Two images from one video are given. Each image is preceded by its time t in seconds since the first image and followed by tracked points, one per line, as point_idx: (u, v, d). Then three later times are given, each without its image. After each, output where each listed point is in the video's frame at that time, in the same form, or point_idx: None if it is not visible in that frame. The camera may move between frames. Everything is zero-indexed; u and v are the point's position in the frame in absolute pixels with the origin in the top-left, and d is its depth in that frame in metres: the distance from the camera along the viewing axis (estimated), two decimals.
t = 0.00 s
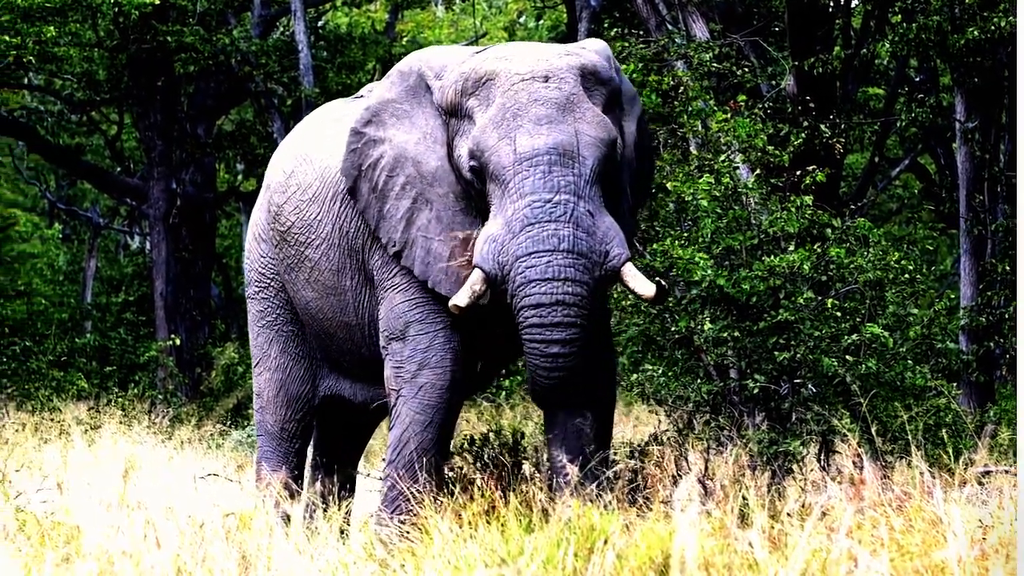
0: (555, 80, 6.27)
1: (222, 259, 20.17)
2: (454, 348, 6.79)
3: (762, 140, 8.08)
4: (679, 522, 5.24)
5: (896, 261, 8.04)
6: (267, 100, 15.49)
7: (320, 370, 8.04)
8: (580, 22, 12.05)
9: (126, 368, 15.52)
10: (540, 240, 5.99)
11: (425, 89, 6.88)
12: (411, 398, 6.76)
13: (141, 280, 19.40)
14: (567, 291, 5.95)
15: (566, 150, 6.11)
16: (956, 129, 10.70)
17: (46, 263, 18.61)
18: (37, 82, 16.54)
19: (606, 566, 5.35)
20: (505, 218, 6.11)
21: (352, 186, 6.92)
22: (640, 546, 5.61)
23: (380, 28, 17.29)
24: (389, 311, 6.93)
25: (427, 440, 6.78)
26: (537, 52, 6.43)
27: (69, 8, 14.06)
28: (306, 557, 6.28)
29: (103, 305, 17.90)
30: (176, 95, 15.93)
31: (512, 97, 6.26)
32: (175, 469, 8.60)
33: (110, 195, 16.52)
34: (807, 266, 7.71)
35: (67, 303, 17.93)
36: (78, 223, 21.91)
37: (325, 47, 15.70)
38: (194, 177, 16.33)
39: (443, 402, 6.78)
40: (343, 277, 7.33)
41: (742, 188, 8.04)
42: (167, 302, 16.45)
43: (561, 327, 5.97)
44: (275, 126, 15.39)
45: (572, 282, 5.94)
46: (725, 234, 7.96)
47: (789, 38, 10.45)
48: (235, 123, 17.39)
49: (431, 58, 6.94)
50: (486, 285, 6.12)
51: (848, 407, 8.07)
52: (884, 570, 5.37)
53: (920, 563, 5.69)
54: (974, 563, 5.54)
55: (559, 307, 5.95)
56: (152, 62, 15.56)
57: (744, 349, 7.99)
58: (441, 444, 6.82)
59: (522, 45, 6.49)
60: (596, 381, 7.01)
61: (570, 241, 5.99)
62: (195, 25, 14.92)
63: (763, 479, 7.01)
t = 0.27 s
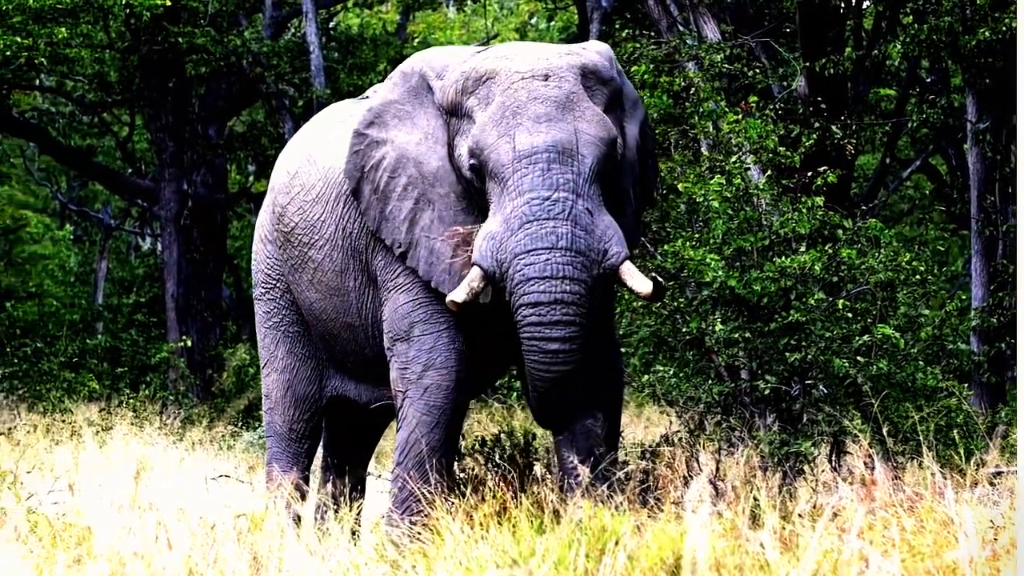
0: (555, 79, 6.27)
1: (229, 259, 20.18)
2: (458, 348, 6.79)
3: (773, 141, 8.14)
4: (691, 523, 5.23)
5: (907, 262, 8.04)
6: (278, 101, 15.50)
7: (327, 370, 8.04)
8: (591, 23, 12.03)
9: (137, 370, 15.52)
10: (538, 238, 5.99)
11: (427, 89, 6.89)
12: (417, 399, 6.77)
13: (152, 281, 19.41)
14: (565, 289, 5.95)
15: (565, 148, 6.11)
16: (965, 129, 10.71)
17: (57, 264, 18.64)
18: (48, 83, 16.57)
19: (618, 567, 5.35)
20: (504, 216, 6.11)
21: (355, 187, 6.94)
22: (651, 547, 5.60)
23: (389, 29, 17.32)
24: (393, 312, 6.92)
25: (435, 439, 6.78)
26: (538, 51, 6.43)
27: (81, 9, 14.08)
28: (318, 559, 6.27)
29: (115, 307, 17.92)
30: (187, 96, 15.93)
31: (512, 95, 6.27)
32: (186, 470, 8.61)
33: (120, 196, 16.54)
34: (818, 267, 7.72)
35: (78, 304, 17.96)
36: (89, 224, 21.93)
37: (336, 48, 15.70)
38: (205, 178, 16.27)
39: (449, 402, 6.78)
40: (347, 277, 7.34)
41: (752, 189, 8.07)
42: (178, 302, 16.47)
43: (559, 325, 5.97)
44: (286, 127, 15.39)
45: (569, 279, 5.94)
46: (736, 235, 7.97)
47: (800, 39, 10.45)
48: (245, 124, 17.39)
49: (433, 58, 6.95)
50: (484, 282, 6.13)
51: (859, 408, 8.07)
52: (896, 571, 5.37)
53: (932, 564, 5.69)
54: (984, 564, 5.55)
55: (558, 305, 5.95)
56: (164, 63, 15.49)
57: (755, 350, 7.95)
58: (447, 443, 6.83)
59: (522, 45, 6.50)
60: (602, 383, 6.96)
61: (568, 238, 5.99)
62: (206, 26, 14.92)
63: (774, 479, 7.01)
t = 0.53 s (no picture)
0: (557, 79, 6.27)
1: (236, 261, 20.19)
2: (461, 348, 6.78)
3: (783, 141, 8.19)
4: (700, 523, 5.21)
5: (916, 262, 8.03)
6: (287, 102, 15.50)
7: (332, 371, 8.05)
8: (601, 23, 12.04)
9: (147, 371, 15.54)
10: (541, 237, 5.99)
11: (429, 89, 6.88)
12: (421, 400, 6.76)
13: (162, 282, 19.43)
14: (567, 289, 5.95)
15: (567, 148, 6.11)
16: (974, 130, 10.71)
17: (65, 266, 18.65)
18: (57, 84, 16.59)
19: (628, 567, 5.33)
20: (506, 216, 6.12)
21: (361, 188, 6.95)
22: (661, 547, 5.58)
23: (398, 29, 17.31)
24: (396, 312, 6.92)
25: (441, 440, 6.78)
26: (539, 51, 6.43)
27: (90, 11, 14.10)
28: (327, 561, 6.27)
29: (124, 308, 17.94)
30: (197, 97, 15.95)
31: (514, 95, 6.26)
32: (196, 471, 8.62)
33: (130, 198, 16.60)
34: (827, 267, 7.71)
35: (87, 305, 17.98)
36: (97, 225, 21.96)
37: (346, 49, 15.70)
38: (214, 180, 16.16)
39: (453, 402, 6.77)
40: (350, 278, 7.35)
41: (761, 190, 8.07)
42: (188, 303, 16.51)
43: (562, 325, 5.97)
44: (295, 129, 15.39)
45: (572, 279, 5.94)
46: (746, 236, 7.97)
47: (811, 38, 10.41)
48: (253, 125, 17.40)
49: (435, 58, 6.95)
50: (486, 282, 6.16)
51: (869, 409, 8.11)
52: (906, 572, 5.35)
53: (942, 564, 5.68)
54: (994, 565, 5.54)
55: (560, 305, 5.95)
56: (174, 64, 15.52)
57: (765, 351, 7.98)
58: (453, 443, 6.82)
59: (524, 45, 6.50)
60: (605, 382, 6.90)
61: (570, 238, 5.99)
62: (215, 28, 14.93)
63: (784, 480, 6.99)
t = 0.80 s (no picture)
0: (560, 81, 6.27)
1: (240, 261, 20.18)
2: (463, 347, 6.79)
3: (791, 140, 8.16)
4: (707, 523, 5.20)
5: (924, 262, 8.03)
6: (294, 102, 15.50)
7: (336, 370, 8.07)
8: (608, 23, 12.04)
9: (153, 371, 15.54)
10: (545, 242, 6.01)
11: (432, 90, 6.88)
12: (425, 400, 6.76)
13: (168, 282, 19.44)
14: (570, 294, 5.98)
15: (571, 152, 6.12)
16: (981, 129, 10.71)
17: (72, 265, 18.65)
18: (64, 85, 16.61)
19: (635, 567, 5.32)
20: (510, 219, 6.13)
21: (364, 188, 6.91)
22: (668, 547, 5.58)
23: (406, 30, 17.30)
24: (399, 311, 6.93)
25: (446, 440, 6.77)
26: (542, 53, 6.43)
27: (97, 11, 14.11)
28: (334, 560, 6.26)
29: (130, 308, 17.95)
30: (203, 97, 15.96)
31: (517, 98, 6.26)
32: (202, 471, 8.63)
33: (137, 197, 16.63)
34: (834, 267, 7.70)
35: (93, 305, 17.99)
36: (102, 226, 21.97)
37: (352, 49, 15.71)
38: (222, 179, 16.30)
39: (456, 401, 6.78)
40: (352, 277, 7.36)
41: (769, 189, 8.07)
42: (194, 303, 16.48)
43: (563, 331, 6.03)
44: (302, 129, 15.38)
45: (575, 284, 5.98)
46: (753, 235, 7.97)
47: (817, 38, 10.46)
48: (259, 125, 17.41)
49: (439, 59, 6.95)
50: (491, 287, 6.14)
51: (876, 409, 8.07)
52: (913, 572, 5.36)
53: (949, 565, 5.69)
54: (1001, 565, 5.55)
55: (563, 310, 5.99)
56: (180, 64, 15.54)
57: (772, 350, 7.96)
58: (459, 444, 6.83)
59: (527, 47, 6.50)
60: (608, 383, 6.90)
61: (574, 242, 6.01)
62: (223, 28, 14.93)
63: (790, 480, 6.99)
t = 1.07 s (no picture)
0: (562, 85, 6.27)
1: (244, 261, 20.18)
2: (464, 345, 6.77)
3: (796, 140, 8.18)
4: (712, 522, 5.20)
5: (929, 261, 8.02)
6: (298, 102, 15.50)
7: (338, 368, 8.08)
8: (613, 23, 12.07)
9: (158, 370, 15.54)
10: (549, 248, 6.03)
11: (433, 91, 6.88)
12: (427, 399, 6.76)
13: (173, 282, 19.45)
14: (575, 300, 6.01)
15: (574, 155, 6.12)
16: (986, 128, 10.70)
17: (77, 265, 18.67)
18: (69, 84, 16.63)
19: (640, 566, 5.31)
20: (514, 224, 6.14)
21: (364, 188, 6.93)
22: (672, 546, 5.56)
23: (410, 30, 17.30)
24: (399, 310, 6.92)
25: (449, 439, 6.78)
26: (544, 56, 6.42)
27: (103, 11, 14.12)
28: (339, 560, 6.26)
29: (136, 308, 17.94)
30: (207, 97, 15.96)
31: (520, 102, 6.26)
32: (207, 470, 8.63)
33: (142, 197, 16.65)
34: (839, 266, 7.69)
35: (97, 305, 18.00)
36: (106, 226, 21.97)
37: (356, 49, 15.71)
38: (227, 179, 16.35)
39: (458, 401, 6.77)
40: (352, 275, 7.36)
41: (774, 189, 8.06)
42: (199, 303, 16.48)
43: (569, 336, 6.07)
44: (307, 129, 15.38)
45: (580, 290, 6.01)
46: (758, 234, 7.97)
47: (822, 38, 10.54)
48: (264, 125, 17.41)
49: (440, 60, 6.94)
50: (496, 292, 6.16)
51: (881, 408, 8.08)
52: (917, 571, 5.36)
53: (954, 564, 5.68)
54: (1006, 564, 5.54)
55: (568, 316, 6.02)
56: (185, 64, 15.55)
57: (777, 350, 7.96)
58: (461, 444, 6.83)
59: (529, 48, 6.49)
60: (611, 384, 6.88)
61: (579, 247, 6.03)
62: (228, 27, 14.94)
63: (795, 479, 6.98)
